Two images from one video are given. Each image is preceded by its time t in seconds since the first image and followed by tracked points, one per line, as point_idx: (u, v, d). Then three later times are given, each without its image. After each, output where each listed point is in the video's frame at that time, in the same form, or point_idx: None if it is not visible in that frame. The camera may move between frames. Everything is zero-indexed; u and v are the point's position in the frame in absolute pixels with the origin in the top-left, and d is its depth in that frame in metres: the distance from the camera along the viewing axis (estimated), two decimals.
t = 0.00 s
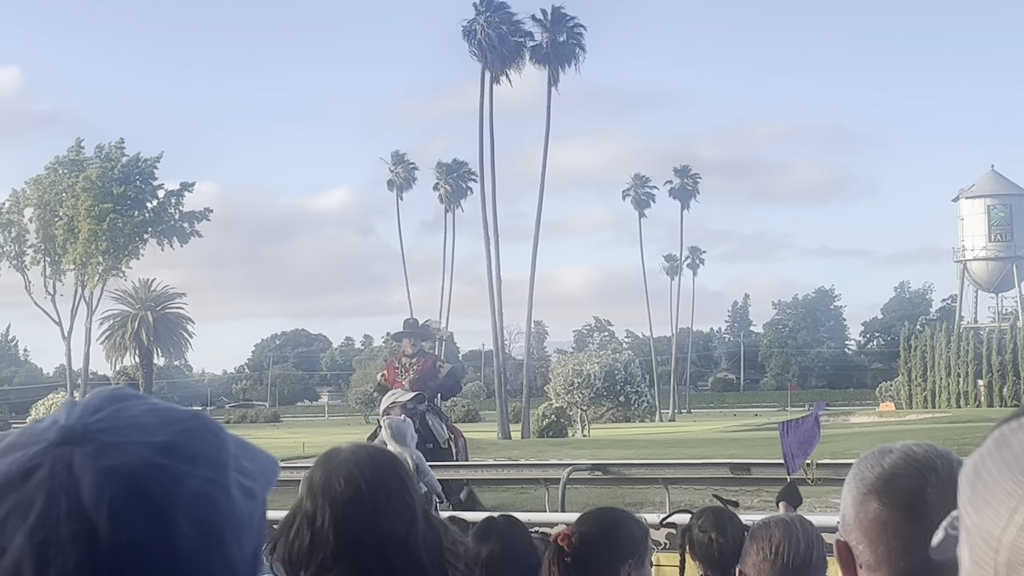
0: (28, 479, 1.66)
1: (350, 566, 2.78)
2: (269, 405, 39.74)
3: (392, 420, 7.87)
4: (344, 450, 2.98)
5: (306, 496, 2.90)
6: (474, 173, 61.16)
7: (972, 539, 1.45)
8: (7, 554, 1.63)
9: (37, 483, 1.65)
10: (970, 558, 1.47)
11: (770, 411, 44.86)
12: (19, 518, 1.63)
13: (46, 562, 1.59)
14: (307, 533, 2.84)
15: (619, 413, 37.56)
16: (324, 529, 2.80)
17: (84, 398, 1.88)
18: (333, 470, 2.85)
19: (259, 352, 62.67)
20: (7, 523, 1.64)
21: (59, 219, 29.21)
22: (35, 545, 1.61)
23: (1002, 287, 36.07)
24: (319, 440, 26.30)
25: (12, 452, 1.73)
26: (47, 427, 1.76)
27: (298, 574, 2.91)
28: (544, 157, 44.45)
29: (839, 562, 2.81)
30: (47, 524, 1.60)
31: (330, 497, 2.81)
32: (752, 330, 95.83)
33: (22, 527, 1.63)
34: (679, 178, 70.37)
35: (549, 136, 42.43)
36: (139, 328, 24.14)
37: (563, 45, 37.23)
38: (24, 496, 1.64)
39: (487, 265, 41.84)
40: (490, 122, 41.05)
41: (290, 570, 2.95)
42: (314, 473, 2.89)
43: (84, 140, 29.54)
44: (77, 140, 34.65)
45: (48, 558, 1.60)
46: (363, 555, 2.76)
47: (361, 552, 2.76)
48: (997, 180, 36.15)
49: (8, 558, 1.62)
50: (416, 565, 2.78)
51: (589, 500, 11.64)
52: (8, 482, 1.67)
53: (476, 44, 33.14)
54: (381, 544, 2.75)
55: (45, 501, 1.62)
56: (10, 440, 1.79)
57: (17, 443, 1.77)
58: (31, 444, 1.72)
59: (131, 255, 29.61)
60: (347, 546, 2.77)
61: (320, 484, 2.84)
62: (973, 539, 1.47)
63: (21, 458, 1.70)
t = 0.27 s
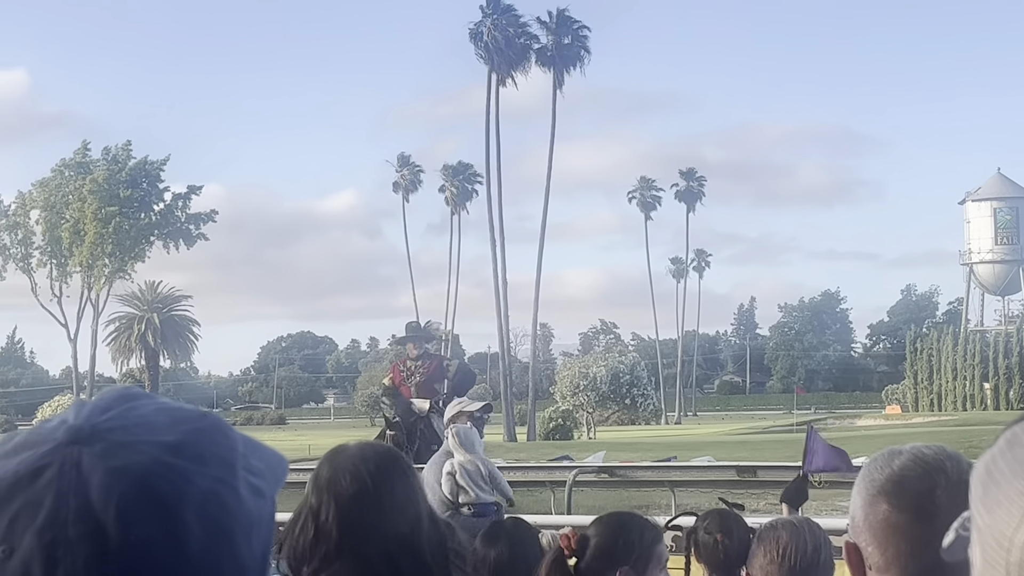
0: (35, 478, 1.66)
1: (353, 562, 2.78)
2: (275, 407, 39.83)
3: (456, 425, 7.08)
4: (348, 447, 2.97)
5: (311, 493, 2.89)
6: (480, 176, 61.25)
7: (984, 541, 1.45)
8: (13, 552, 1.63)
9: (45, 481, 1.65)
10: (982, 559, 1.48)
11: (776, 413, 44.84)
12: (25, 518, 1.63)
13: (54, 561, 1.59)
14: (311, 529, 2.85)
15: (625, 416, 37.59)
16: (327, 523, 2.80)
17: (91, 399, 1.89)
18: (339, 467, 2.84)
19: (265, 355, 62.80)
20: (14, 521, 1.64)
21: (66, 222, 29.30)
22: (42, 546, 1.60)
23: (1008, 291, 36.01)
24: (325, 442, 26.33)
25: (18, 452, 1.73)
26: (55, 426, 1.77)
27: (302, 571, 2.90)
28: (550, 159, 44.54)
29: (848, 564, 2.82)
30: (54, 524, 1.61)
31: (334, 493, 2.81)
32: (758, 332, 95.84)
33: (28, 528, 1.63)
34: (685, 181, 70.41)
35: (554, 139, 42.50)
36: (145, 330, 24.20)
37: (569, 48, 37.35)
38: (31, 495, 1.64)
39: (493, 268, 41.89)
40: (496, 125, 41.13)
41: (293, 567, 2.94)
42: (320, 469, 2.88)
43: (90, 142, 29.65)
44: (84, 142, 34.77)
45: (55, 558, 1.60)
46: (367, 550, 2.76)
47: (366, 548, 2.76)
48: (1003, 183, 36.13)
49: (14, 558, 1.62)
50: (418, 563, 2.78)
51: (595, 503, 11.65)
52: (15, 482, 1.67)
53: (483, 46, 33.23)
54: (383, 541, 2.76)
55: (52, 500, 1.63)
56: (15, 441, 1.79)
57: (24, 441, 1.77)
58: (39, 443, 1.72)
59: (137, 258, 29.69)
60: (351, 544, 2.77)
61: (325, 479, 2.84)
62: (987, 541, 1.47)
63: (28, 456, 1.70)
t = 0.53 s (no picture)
0: (49, 478, 1.68)
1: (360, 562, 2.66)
2: (281, 408, 39.89)
3: (533, 411, 7.15)
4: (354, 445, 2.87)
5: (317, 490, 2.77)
6: (486, 177, 61.28)
7: (996, 540, 1.47)
8: (27, 551, 1.64)
9: (58, 482, 1.66)
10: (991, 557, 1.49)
11: (782, 415, 44.76)
12: (40, 517, 1.64)
13: (68, 560, 1.61)
14: (317, 526, 2.73)
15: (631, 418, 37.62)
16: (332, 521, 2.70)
17: (104, 397, 1.90)
18: (345, 465, 2.72)
19: (272, 356, 62.89)
20: (29, 520, 1.65)
21: (73, 223, 29.36)
22: (56, 547, 1.62)
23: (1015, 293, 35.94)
24: (331, 444, 26.36)
25: (31, 452, 1.74)
26: (68, 426, 1.78)
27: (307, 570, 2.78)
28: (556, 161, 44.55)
29: (858, 565, 2.82)
30: (69, 524, 1.62)
31: (340, 491, 2.69)
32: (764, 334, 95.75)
33: (44, 526, 1.64)
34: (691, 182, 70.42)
35: (560, 141, 42.54)
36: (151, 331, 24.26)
37: (575, 49, 37.40)
38: (46, 494, 1.65)
39: (499, 269, 41.91)
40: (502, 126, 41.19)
41: (299, 565, 2.82)
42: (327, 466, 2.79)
43: (97, 144, 29.70)
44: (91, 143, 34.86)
45: (70, 556, 1.61)
46: (372, 549, 2.64)
47: (373, 547, 2.64)
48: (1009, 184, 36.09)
49: (28, 558, 1.63)
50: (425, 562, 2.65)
51: (601, 504, 11.64)
52: (28, 482, 1.68)
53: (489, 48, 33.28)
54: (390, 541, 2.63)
55: (66, 500, 1.63)
56: (30, 438, 1.81)
57: (39, 440, 1.78)
58: (52, 443, 1.73)
59: (144, 259, 29.74)
60: (357, 541, 2.64)
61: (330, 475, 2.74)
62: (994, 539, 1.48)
63: (42, 457, 1.71)
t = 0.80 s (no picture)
0: (61, 491, 1.68)
1: (368, 567, 2.62)
2: (286, 409, 39.92)
3: (612, 417, 6.98)
4: (358, 453, 2.85)
5: (323, 496, 2.78)
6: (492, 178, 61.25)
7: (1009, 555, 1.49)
8: (38, 564, 1.65)
9: (70, 496, 1.67)
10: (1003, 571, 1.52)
11: (788, 417, 44.67)
12: (51, 532, 1.66)
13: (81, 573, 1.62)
14: (323, 530, 2.72)
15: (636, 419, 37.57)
16: (341, 527, 2.68)
17: (115, 410, 1.91)
18: (349, 471, 2.73)
19: (278, 357, 62.93)
20: (40, 535, 1.66)
21: (79, 224, 29.40)
22: (67, 561, 1.63)
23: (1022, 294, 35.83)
24: (336, 445, 26.33)
25: (43, 465, 1.75)
26: (79, 439, 1.79)
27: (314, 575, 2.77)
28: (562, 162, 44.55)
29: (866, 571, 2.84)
30: (81, 539, 1.63)
31: (345, 497, 2.69)
32: (770, 336, 95.56)
33: (54, 542, 1.65)
34: (697, 183, 70.31)
35: (566, 142, 42.53)
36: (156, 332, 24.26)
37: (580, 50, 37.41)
38: (57, 509, 1.67)
39: (505, 270, 41.88)
40: (508, 127, 41.16)
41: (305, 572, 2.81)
42: (334, 473, 2.78)
43: (104, 145, 29.73)
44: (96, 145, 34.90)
45: (81, 569, 1.62)
46: (381, 551, 2.62)
47: (379, 553, 2.62)
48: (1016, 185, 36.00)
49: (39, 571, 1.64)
50: (431, 566, 2.61)
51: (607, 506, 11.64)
52: (40, 495, 1.69)
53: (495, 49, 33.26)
54: (399, 544, 2.61)
55: (78, 513, 1.65)
56: (40, 451, 1.82)
57: (49, 455, 1.79)
58: (62, 458, 1.75)
59: (150, 260, 29.77)
60: (362, 545, 2.64)
61: (338, 483, 2.73)
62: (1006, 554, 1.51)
63: (53, 470, 1.72)
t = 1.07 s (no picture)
0: (70, 498, 1.69)
1: (370, 572, 2.59)
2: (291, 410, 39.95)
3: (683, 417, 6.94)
4: (353, 458, 2.82)
5: (321, 506, 2.73)
6: (496, 180, 61.26)
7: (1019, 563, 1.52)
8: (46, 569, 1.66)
9: (79, 502, 1.68)
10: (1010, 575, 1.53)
11: (793, 417, 44.67)
12: (60, 538, 1.66)
13: None
14: (325, 539, 2.67)
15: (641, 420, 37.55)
16: (341, 533, 2.64)
17: (122, 416, 1.93)
18: (346, 479, 2.69)
19: (283, 358, 62.98)
20: (50, 540, 1.67)
21: (84, 225, 29.45)
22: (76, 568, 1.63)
23: None
24: (341, 446, 26.34)
25: (52, 470, 1.76)
26: (89, 445, 1.80)
27: None
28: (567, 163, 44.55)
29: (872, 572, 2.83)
30: (89, 545, 1.64)
31: (344, 504, 2.65)
32: (775, 336, 95.50)
33: (63, 547, 1.66)
34: (702, 184, 70.33)
35: (570, 142, 42.58)
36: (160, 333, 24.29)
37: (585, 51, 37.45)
38: (66, 514, 1.68)
39: (510, 272, 41.90)
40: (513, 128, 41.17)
41: None
42: (328, 482, 2.74)
43: (109, 146, 29.76)
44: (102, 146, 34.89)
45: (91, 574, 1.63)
46: (380, 556, 2.58)
47: (376, 558, 2.58)
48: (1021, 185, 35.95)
49: None
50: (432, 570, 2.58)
51: (612, 507, 11.64)
52: (49, 500, 1.70)
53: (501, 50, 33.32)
54: (399, 550, 2.57)
55: (88, 519, 1.66)
56: (48, 458, 1.83)
57: (58, 460, 1.80)
58: (72, 463, 1.76)
59: (156, 261, 29.82)
60: (363, 553, 2.59)
61: (333, 492, 2.68)
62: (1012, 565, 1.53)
63: (62, 476, 1.73)
